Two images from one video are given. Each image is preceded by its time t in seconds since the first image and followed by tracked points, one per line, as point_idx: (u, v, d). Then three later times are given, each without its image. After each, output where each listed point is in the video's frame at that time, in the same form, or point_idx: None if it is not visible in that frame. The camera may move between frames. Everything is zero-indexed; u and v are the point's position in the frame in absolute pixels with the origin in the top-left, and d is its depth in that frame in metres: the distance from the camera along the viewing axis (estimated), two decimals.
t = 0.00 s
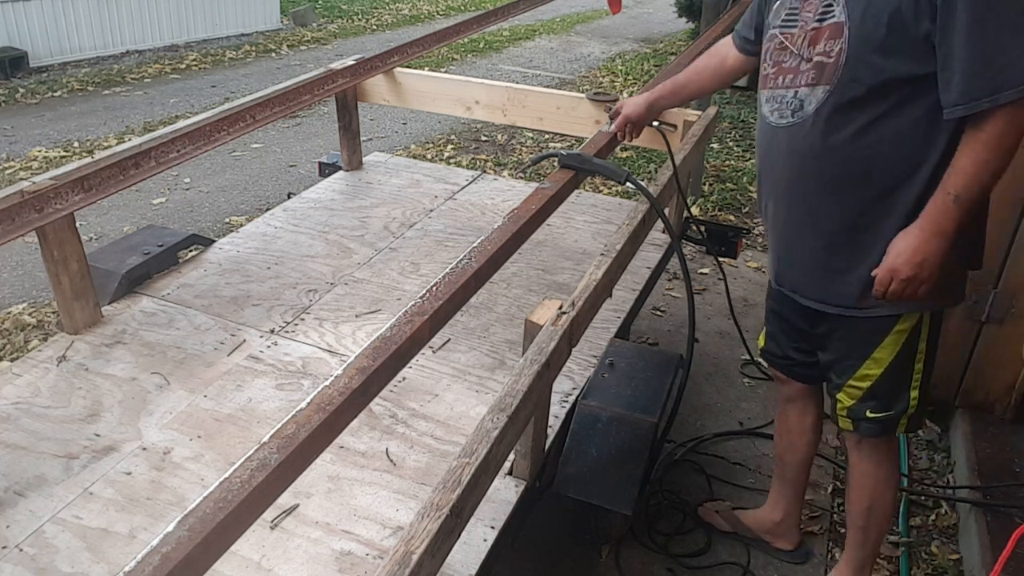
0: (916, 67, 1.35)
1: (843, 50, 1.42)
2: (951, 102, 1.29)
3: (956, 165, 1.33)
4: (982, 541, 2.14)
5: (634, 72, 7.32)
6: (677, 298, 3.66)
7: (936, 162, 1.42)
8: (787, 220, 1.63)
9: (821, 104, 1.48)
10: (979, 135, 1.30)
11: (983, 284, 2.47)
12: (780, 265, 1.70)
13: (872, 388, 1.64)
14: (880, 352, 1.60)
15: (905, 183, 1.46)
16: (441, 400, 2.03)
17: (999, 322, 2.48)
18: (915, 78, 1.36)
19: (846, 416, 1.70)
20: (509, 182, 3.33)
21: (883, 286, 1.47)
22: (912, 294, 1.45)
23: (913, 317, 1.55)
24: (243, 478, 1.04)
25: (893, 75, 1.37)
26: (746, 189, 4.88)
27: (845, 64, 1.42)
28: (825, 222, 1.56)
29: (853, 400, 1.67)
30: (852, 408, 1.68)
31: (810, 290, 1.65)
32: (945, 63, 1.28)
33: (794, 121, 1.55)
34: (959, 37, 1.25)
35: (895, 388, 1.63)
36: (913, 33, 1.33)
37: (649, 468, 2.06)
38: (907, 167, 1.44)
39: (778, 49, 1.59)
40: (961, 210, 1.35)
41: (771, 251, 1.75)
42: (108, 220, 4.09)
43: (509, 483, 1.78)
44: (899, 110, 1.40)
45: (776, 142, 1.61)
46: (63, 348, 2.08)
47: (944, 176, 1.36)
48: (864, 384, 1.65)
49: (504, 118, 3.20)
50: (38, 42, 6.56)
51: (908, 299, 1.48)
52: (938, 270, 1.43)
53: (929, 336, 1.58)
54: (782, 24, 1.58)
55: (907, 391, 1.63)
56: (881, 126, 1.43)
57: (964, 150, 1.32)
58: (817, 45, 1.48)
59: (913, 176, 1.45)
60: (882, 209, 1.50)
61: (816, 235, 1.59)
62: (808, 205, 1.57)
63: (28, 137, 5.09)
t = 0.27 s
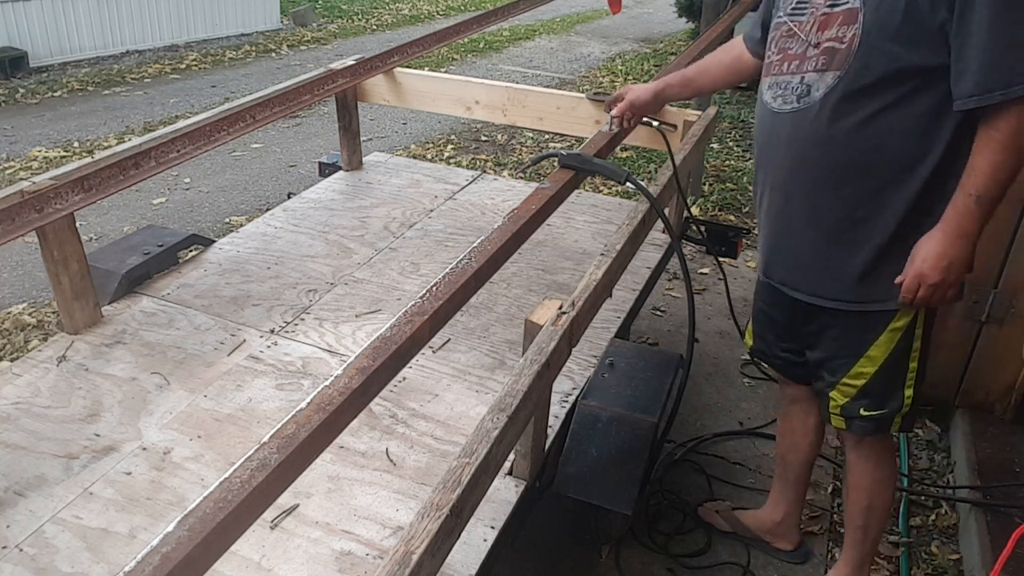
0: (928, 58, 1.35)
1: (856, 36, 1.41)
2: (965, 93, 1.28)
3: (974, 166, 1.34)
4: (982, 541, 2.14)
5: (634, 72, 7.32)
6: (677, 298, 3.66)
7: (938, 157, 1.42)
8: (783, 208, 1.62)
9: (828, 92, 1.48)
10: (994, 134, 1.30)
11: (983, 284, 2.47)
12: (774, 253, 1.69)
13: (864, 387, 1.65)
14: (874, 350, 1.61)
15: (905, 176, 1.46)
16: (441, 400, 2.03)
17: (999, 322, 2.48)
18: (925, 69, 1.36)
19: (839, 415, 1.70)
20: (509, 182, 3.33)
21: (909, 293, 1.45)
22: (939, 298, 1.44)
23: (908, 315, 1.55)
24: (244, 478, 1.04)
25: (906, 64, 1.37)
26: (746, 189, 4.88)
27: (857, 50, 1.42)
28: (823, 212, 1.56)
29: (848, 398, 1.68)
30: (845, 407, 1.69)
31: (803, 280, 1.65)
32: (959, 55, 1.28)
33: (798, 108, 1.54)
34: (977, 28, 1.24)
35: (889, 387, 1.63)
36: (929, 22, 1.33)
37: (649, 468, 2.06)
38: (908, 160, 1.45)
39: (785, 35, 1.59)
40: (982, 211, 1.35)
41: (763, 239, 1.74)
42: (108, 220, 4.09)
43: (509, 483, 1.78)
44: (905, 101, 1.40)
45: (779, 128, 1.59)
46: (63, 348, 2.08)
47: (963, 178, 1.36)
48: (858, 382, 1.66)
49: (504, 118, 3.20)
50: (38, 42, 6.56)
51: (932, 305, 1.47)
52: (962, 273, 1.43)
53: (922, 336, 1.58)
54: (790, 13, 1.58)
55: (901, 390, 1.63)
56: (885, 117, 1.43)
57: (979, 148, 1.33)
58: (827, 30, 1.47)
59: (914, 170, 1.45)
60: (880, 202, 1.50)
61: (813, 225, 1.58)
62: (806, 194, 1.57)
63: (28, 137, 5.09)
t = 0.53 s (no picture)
0: (935, 55, 1.35)
1: (864, 30, 1.41)
2: (974, 91, 1.28)
3: (981, 166, 1.34)
4: (982, 540, 2.14)
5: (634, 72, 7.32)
6: (677, 298, 3.66)
7: (940, 156, 1.42)
8: (784, 201, 1.62)
9: (832, 86, 1.48)
10: (1000, 134, 1.31)
11: (983, 284, 2.47)
12: (771, 247, 1.69)
13: (862, 386, 1.65)
14: (872, 349, 1.61)
15: (906, 173, 1.46)
16: (441, 400, 2.03)
17: (999, 322, 2.49)
18: (931, 66, 1.36)
19: (836, 414, 1.70)
20: (509, 182, 3.33)
21: (919, 297, 1.45)
22: (948, 301, 1.44)
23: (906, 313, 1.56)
24: (244, 478, 1.04)
25: (913, 60, 1.37)
26: (746, 189, 4.88)
27: (864, 45, 1.41)
28: (823, 207, 1.56)
29: (846, 398, 1.68)
30: (842, 406, 1.68)
31: (802, 274, 1.64)
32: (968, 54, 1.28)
33: (801, 101, 1.54)
34: (987, 28, 1.24)
35: (886, 386, 1.63)
36: (938, 20, 1.32)
37: (649, 468, 2.06)
38: (910, 157, 1.45)
39: (790, 28, 1.60)
40: (989, 213, 1.35)
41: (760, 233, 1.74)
42: (108, 220, 4.09)
43: (509, 483, 1.78)
44: (909, 97, 1.40)
45: (781, 121, 1.59)
46: (63, 348, 2.08)
47: (970, 180, 1.36)
48: (856, 381, 1.66)
49: (504, 118, 3.20)
50: (38, 42, 6.56)
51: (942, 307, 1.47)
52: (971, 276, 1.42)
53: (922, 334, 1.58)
54: (796, 7, 1.58)
55: (898, 390, 1.63)
56: (889, 112, 1.43)
57: (985, 149, 1.33)
58: (833, 24, 1.47)
59: (915, 167, 1.45)
60: (880, 199, 1.50)
61: (813, 220, 1.58)
62: (807, 188, 1.57)
63: (28, 137, 5.10)
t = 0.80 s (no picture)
0: (938, 56, 1.35)
1: (868, 29, 1.41)
2: (978, 91, 1.28)
3: (975, 164, 1.34)
4: (982, 540, 2.14)
5: (634, 72, 7.32)
6: (677, 298, 3.66)
7: (942, 157, 1.42)
8: (784, 200, 1.62)
9: (835, 85, 1.48)
10: (999, 132, 1.31)
11: (983, 284, 2.47)
12: (769, 246, 1.69)
13: (861, 384, 1.65)
14: (873, 346, 1.61)
15: (907, 173, 1.46)
16: (441, 400, 2.03)
17: (999, 322, 2.49)
18: (934, 67, 1.37)
19: (835, 412, 1.70)
20: (509, 182, 3.33)
21: (905, 290, 1.45)
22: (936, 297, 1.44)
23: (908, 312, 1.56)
24: (243, 478, 1.04)
25: (916, 60, 1.37)
26: (746, 189, 4.88)
27: (868, 44, 1.41)
28: (824, 206, 1.56)
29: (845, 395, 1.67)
30: (841, 404, 1.68)
31: (801, 273, 1.65)
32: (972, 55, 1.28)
33: (803, 101, 1.54)
34: (991, 28, 1.24)
35: (885, 384, 1.63)
36: (942, 19, 1.32)
37: (649, 468, 2.06)
38: (911, 158, 1.45)
39: (792, 27, 1.60)
40: (980, 209, 1.36)
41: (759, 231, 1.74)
42: (108, 220, 4.09)
43: (509, 483, 1.78)
44: (912, 98, 1.41)
45: (783, 119, 1.59)
46: (63, 348, 2.08)
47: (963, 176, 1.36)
48: (855, 379, 1.65)
49: (504, 118, 3.20)
50: (38, 42, 6.56)
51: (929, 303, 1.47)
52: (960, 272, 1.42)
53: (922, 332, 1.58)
54: (800, 6, 1.59)
55: (897, 388, 1.63)
56: (891, 112, 1.43)
57: (980, 147, 1.33)
58: (836, 23, 1.47)
59: (917, 167, 1.45)
60: (881, 199, 1.50)
61: (812, 218, 1.58)
62: (808, 187, 1.57)
63: (28, 137, 5.10)
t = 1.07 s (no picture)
0: (946, 54, 1.35)
1: (875, 28, 1.41)
2: (991, 88, 1.28)
3: (988, 165, 1.35)
4: (983, 541, 2.14)
5: (634, 72, 7.32)
6: (677, 298, 3.66)
7: (949, 155, 1.43)
8: (790, 202, 1.61)
9: (842, 85, 1.47)
10: (1013, 131, 1.31)
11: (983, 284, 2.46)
12: (772, 248, 1.68)
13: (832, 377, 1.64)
14: (853, 340, 1.60)
15: (914, 172, 1.47)
16: (441, 400, 2.03)
17: (999, 322, 2.48)
18: (941, 64, 1.37)
19: (799, 402, 1.68)
20: (509, 182, 3.33)
21: (925, 294, 1.44)
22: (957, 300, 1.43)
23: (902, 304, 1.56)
24: (244, 478, 1.04)
25: (924, 59, 1.37)
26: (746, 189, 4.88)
27: (877, 43, 1.41)
28: (831, 206, 1.56)
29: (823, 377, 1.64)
30: (808, 394, 1.67)
31: (808, 274, 1.65)
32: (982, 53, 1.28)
33: (808, 100, 1.53)
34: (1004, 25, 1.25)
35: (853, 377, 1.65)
36: (949, 17, 1.32)
37: (649, 468, 2.06)
38: (918, 157, 1.45)
39: (793, 28, 1.60)
40: (997, 209, 1.36)
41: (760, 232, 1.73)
42: (108, 220, 4.09)
43: (509, 483, 1.78)
44: (919, 97, 1.41)
45: (787, 120, 1.58)
46: (63, 348, 2.08)
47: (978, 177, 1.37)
48: (828, 371, 1.64)
49: (504, 118, 3.20)
50: (38, 42, 6.56)
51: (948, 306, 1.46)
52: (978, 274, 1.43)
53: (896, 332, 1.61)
54: (801, 6, 1.59)
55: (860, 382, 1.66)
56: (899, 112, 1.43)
57: (993, 147, 1.34)
58: (841, 23, 1.47)
59: (922, 165, 1.46)
60: (888, 198, 1.51)
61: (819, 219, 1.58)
62: (816, 188, 1.57)
63: (28, 137, 5.10)
